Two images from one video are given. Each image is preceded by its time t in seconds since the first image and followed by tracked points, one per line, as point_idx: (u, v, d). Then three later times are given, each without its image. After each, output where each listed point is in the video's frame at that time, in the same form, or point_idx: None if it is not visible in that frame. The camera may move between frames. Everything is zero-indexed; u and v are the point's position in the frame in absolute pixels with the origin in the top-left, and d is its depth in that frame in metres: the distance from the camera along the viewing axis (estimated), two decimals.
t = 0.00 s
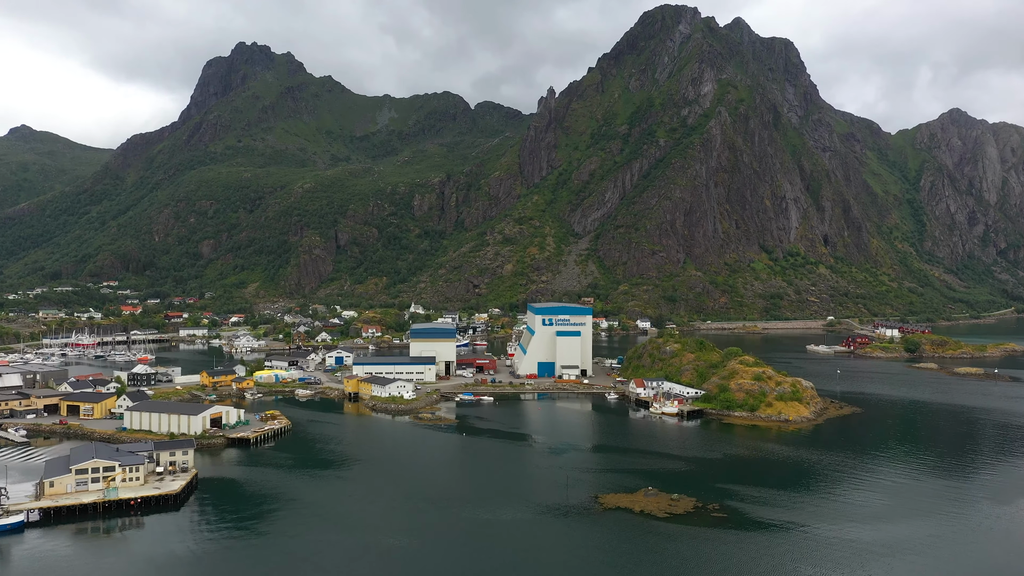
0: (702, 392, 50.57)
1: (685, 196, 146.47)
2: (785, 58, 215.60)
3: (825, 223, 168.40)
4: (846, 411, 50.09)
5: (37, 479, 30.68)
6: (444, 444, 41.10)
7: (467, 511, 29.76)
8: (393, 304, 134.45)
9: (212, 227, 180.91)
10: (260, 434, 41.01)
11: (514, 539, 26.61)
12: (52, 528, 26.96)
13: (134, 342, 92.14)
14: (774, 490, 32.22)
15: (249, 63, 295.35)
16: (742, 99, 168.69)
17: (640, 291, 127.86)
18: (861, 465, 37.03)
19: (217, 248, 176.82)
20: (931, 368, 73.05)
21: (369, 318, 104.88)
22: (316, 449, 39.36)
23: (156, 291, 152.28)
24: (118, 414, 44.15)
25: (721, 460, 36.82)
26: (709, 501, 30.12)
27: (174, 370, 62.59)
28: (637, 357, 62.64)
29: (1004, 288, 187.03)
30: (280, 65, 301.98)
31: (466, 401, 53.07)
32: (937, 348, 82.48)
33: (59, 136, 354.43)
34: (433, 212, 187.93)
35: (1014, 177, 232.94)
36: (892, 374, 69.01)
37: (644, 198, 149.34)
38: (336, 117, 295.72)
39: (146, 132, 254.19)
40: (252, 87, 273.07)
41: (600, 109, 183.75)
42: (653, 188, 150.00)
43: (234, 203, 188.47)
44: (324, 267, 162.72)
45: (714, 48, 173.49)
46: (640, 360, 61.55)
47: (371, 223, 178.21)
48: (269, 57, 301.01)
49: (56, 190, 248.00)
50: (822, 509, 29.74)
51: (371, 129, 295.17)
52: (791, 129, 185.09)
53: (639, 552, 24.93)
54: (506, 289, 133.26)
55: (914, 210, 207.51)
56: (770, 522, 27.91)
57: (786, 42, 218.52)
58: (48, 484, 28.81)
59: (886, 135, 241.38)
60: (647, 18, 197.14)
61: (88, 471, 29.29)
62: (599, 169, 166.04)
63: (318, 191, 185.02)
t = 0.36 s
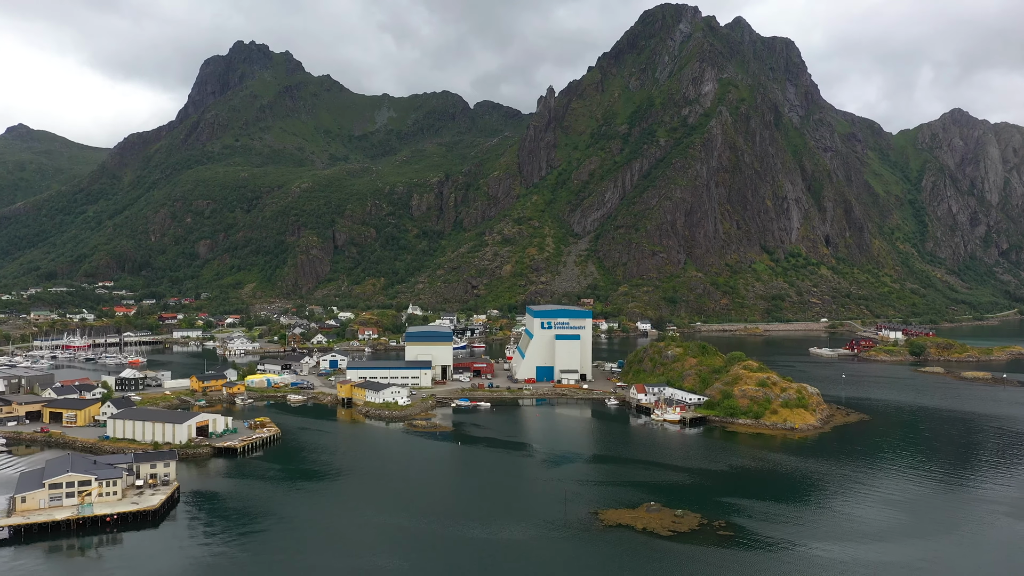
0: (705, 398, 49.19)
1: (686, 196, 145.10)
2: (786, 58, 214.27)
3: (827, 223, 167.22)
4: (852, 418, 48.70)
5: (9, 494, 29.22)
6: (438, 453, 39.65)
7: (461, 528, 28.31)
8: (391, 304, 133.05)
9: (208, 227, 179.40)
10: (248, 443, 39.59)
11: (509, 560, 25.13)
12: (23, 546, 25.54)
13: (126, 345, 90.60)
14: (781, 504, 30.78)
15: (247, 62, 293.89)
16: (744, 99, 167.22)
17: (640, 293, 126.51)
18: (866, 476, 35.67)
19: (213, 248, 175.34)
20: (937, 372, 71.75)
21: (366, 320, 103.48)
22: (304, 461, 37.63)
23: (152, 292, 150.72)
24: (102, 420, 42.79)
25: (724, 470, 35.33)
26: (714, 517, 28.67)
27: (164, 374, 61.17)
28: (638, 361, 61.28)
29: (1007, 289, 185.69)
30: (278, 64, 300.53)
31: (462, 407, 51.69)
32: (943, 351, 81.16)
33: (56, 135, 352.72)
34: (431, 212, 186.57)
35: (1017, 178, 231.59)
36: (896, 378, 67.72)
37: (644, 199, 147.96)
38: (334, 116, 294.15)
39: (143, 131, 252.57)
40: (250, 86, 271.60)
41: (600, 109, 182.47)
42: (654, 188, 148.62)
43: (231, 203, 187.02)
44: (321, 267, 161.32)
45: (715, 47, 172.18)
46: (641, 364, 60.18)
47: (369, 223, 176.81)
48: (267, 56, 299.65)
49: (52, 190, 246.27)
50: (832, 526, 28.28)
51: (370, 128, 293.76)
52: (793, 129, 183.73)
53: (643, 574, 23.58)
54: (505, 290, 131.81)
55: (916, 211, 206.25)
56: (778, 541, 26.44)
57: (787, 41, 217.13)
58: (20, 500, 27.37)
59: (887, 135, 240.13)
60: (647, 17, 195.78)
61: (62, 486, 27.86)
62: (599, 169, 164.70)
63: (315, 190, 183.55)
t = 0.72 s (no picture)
0: (708, 405, 47.78)
1: (686, 196, 143.70)
2: (787, 57, 212.93)
3: (828, 224, 166.01)
4: (859, 425, 47.39)
5: None
6: (433, 464, 38.26)
7: (455, 548, 26.86)
8: (389, 305, 131.66)
9: (205, 227, 177.91)
10: (235, 453, 38.12)
11: None
12: None
13: (118, 347, 89.20)
14: (790, 520, 29.31)
15: (245, 61, 292.48)
16: (744, 98, 165.92)
17: (640, 294, 125.20)
18: (876, 489, 34.24)
19: (210, 248, 173.90)
20: (943, 376, 70.38)
21: (362, 322, 102.09)
22: (294, 474, 36.05)
23: (147, 292, 149.25)
24: (85, 429, 41.34)
25: (729, 483, 33.92)
26: (720, 536, 27.19)
27: (153, 379, 59.69)
28: (639, 366, 59.89)
29: (1010, 290, 184.41)
30: (276, 64, 299.18)
31: (459, 414, 50.31)
32: (949, 355, 79.75)
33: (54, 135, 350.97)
34: (430, 212, 185.22)
35: (1019, 178, 230.17)
36: (902, 383, 66.37)
37: (644, 199, 146.59)
38: (333, 115, 292.68)
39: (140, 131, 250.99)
40: (248, 85, 270.15)
41: (600, 108, 181.14)
42: (654, 189, 147.26)
43: (228, 202, 185.60)
44: (318, 268, 159.86)
45: (715, 46, 170.88)
46: (642, 369, 58.78)
47: (367, 223, 175.43)
48: (265, 56, 298.37)
49: (49, 189, 244.58)
50: (843, 546, 26.82)
51: (368, 128, 292.32)
52: (794, 129, 182.32)
53: None
54: (504, 291, 130.39)
55: (918, 211, 205.01)
56: (790, 565, 24.88)
57: (788, 40, 215.69)
58: None
59: (888, 135, 238.88)
60: (647, 16, 194.40)
61: (33, 502, 26.44)
62: (599, 169, 163.33)
63: (313, 190, 182.12)
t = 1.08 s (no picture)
0: (711, 411, 46.40)
1: (686, 196, 142.31)
2: (787, 56, 211.46)
3: (829, 223, 164.74)
4: (866, 432, 45.99)
5: None
6: (427, 475, 36.81)
7: (447, 569, 25.50)
8: (386, 306, 130.26)
9: (201, 227, 176.33)
10: (221, 464, 36.75)
11: None
12: None
13: (110, 350, 87.72)
14: (798, 538, 27.88)
15: (242, 60, 290.84)
16: (745, 97, 164.49)
17: (640, 295, 123.81)
18: (886, 500, 32.97)
19: (206, 248, 172.31)
20: (949, 379, 69.11)
21: (359, 324, 100.71)
22: (283, 488, 34.54)
23: (142, 293, 147.78)
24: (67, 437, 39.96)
25: (735, 497, 32.53)
26: (726, 555, 25.79)
27: (142, 383, 58.18)
28: (640, 370, 58.52)
29: (1011, 290, 183.28)
30: (273, 63, 297.62)
31: (454, 421, 48.88)
32: (954, 357, 78.43)
33: (50, 134, 349.05)
34: (428, 212, 183.81)
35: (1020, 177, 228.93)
36: (907, 387, 65.05)
37: (644, 199, 145.14)
38: (330, 114, 291.04)
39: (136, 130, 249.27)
40: (245, 84, 268.51)
41: (599, 107, 179.72)
42: (654, 188, 145.85)
43: (224, 202, 184.15)
44: (315, 268, 158.40)
45: (715, 44, 169.44)
46: (642, 373, 57.44)
47: (364, 223, 174.02)
48: (262, 55, 296.70)
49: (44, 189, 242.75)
50: (857, 567, 25.41)
51: (366, 127, 290.88)
52: (794, 128, 180.96)
53: None
54: (502, 292, 128.97)
55: (918, 211, 203.85)
56: None
57: (788, 39, 214.25)
58: None
59: (889, 134, 237.69)
60: (646, 14, 193.03)
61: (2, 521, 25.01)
62: (598, 168, 162.00)
63: (310, 190, 180.70)
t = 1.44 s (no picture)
0: (713, 419, 45.08)
1: (686, 196, 140.95)
2: (787, 54, 209.86)
3: (830, 223, 163.40)
4: (874, 440, 44.62)
5: None
6: (421, 488, 35.42)
7: None
8: (382, 308, 128.81)
9: (196, 227, 174.80)
10: (205, 476, 35.38)
11: None
12: None
13: (101, 353, 86.28)
14: (807, 557, 26.58)
15: (239, 59, 289.24)
16: (745, 96, 163.06)
17: (640, 295, 122.38)
18: (897, 515, 31.66)
19: (202, 249, 170.69)
20: (955, 383, 67.72)
21: (354, 326, 99.32)
22: (270, 503, 33.05)
23: (137, 294, 146.36)
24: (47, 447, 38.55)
25: (740, 511, 31.19)
26: None
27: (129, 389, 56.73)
28: (640, 374, 57.15)
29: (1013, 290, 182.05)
30: (271, 62, 296.00)
31: (449, 428, 47.49)
32: (960, 360, 77.04)
33: (47, 134, 347.22)
34: (426, 212, 182.31)
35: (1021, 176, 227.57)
36: (913, 391, 63.68)
37: (644, 198, 143.70)
38: (328, 114, 289.43)
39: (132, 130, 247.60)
40: (242, 83, 266.91)
41: (598, 106, 178.27)
42: (653, 188, 144.44)
43: (220, 202, 182.61)
44: (312, 269, 156.92)
45: (715, 43, 167.99)
46: (642, 378, 56.08)
47: (361, 223, 172.60)
48: (259, 54, 294.96)
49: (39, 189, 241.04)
50: None
51: (364, 126, 289.33)
52: (795, 127, 179.52)
53: None
54: (500, 293, 127.54)
55: (920, 210, 202.62)
56: None
57: (788, 37, 212.70)
58: None
59: (889, 134, 236.31)
60: (646, 13, 191.53)
61: None
62: (597, 167, 160.56)
63: (307, 190, 179.27)
